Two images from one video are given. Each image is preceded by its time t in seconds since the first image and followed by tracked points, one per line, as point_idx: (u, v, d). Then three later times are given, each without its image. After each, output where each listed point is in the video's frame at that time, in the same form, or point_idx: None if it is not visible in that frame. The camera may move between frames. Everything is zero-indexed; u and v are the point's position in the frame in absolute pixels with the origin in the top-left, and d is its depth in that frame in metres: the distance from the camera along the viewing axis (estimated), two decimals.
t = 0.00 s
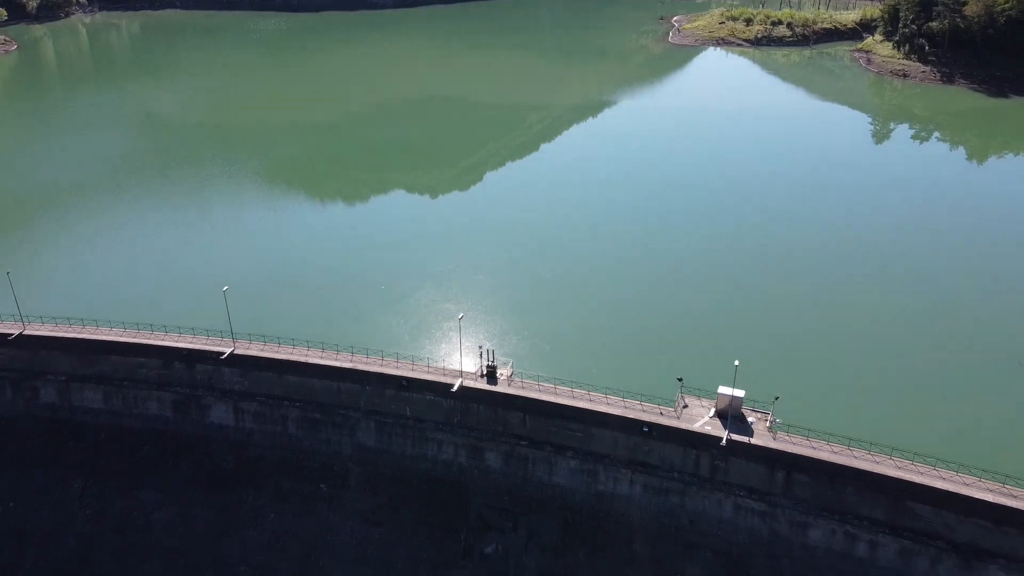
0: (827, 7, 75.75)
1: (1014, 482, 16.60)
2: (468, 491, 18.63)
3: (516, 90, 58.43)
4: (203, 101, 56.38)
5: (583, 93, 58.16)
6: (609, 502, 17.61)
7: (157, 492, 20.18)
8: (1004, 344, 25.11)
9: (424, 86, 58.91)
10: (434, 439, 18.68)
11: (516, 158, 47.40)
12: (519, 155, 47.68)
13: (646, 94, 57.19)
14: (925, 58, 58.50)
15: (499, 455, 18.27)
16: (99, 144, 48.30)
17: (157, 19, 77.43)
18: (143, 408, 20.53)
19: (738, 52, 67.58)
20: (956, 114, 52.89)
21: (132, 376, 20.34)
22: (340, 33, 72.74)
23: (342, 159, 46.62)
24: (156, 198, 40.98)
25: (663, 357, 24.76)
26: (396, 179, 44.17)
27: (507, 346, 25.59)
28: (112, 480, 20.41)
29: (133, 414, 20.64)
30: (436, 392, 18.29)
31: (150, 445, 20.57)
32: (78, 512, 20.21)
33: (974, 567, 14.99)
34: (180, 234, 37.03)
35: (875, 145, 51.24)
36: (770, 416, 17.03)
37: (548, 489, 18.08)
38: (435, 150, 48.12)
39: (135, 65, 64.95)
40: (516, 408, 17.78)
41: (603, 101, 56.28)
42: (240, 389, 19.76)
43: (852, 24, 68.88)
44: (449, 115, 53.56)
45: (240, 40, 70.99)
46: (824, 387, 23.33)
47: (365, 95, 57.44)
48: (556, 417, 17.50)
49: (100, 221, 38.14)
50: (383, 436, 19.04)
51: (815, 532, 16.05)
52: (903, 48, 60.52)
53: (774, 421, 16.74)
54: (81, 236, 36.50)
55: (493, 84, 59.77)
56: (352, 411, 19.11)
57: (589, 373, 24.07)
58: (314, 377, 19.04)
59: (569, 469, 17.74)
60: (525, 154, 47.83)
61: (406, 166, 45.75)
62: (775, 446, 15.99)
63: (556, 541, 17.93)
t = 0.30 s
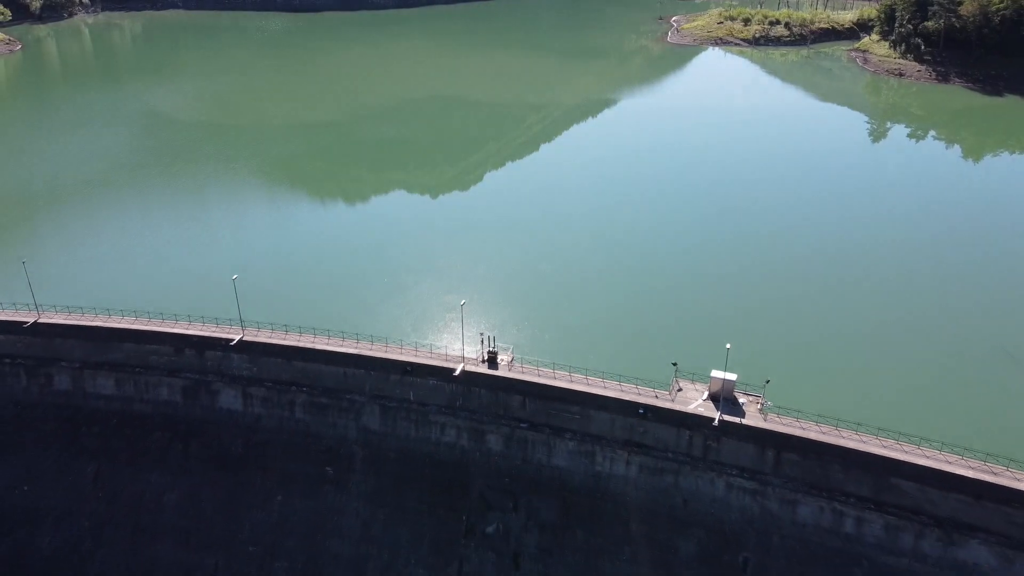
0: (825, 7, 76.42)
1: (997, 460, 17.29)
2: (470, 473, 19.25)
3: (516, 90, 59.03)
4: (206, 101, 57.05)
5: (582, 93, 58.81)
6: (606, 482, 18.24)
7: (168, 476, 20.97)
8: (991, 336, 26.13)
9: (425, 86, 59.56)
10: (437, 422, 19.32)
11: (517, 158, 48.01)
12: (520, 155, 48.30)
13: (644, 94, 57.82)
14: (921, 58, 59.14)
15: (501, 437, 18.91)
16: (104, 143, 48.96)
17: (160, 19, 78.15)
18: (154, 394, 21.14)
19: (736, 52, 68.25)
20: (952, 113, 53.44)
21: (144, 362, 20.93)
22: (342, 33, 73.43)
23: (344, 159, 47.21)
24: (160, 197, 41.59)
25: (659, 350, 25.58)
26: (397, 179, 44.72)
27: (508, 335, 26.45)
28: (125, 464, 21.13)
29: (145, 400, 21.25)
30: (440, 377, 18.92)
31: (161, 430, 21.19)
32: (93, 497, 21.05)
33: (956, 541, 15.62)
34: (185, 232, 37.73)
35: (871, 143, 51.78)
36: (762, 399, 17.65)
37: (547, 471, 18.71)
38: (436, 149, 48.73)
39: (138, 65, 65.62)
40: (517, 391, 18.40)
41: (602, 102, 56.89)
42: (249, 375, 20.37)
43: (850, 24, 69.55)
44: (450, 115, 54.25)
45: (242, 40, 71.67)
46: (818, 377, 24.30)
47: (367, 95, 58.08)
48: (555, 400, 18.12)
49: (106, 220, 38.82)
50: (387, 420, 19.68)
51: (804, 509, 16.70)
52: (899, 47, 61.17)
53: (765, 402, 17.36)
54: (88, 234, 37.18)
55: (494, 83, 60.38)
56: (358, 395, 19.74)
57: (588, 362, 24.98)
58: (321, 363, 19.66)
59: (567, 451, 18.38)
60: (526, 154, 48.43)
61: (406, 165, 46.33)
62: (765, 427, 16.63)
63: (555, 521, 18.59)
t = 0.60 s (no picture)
0: (822, 7, 77.15)
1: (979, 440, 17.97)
2: (471, 456, 19.87)
3: (517, 90, 59.68)
4: (208, 101, 57.67)
5: (581, 93, 59.46)
6: (603, 465, 18.86)
7: (178, 461, 21.59)
8: (976, 327, 27.24)
9: (426, 87, 60.24)
10: (439, 407, 19.92)
11: (518, 158, 48.63)
12: (520, 156, 48.94)
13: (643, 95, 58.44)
14: (916, 58, 59.78)
15: (501, 421, 19.52)
16: (107, 143, 49.59)
17: (162, 20, 78.84)
18: (164, 380, 21.71)
19: (734, 51, 68.94)
20: (947, 112, 53.95)
21: (155, 350, 21.52)
22: (343, 33, 74.16)
23: (346, 159, 47.80)
24: (164, 196, 42.20)
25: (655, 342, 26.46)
26: (397, 179, 45.25)
27: (507, 326, 27.43)
28: (136, 449, 21.77)
29: (155, 386, 21.82)
30: (442, 363, 19.53)
31: (171, 416, 21.79)
32: (106, 481, 21.74)
33: (939, 518, 16.23)
34: (189, 230, 38.39)
35: (869, 143, 52.30)
36: (754, 383, 18.28)
37: (546, 454, 19.33)
38: (438, 150, 49.35)
39: (141, 65, 66.26)
40: (516, 376, 19.01)
41: (601, 102, 57.51)
42: (257, 362, 20.98)
43: (846, 24, 70.26)
44: (451, 115, 54.87)
45: (244, 40, 72.35)
46: (809, 365, 25.32)
47: (369, 96, 58.74)
48: (553, 384, 18.73)
49: (112, 218, 39.50)
50: (391, 405, 20.30)
51: (794, 488, 17.32)
52: (895, 47, 61.84)
53: (756, 386, 17.99)
54: (94, 233, 37.87)
55: (494, 84, 61.02)
56: (363, 381, 20.35)
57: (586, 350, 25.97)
58: (327, 349, 20.27)
59: (565, 435, 19.01)
60: (526, 154, 49.04)
61: (406, 165, 46.89)
62: (755, 409, 17.27)
63: (553, 503, 19.21)
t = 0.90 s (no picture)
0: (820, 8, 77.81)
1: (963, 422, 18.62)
2: (472, 440, 20.47)
3: (517, 91, 60.23)
4: (211, 101, 58.28)
5: (581, 93, 60.04)
6: (600, 448, 19.46)
7: (188, 447, 22.15)
8: (961, 314, 28.31)
9: (427, 87, 60.80)
10: (441, 393, 20.54)
11: (518, 158, 49.17)
12: (519, 156, 49.48)
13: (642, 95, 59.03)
14: (912, 57, 60.37)
15: (501, 407, 20.13)
16: (111, 143, 50.18)
17: (165, 20, 79.51)
18: (174, 368, 22.28)
19: (732, 51, 69.58)
20: (943, 111, 54.41)
21: (165, 339, 22.10)
22: (345, 34, 74.82)
23: (349, 159, 48.34)
24: (168, 195, 42.79)
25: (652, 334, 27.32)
26: (397, 180, 45.74)
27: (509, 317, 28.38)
28: (146, 435, 22.33)
29: (165, 374, 22.38)
30: (445, 350, 20.14)
31: (181, 403, 22.33)
32: (116, 467, 22.33)
33: (924, 497, 16.84)
34: (193, 229, 38.98)
35: (866, 142, 52.89)
36: (747, 368, 18.91)
37: (545, 438, 19.93)
38: (439, 149, 49.90)
39: (144, 65, 66.91)
40: (516, 362, 19.62)
41: (601, 102, 58.08)
42: (264, 350, 21.59)
43: (844, 25, 70.90)
44: (452, 115, 55.43)
45: (246, 41, 72.98)
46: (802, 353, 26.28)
47: (371, 95, 59.31)
48: (552, 370, 19.35)
49: (116, 217, 40.09)
50: (394, 391, 20.91)
51: (784, 470, 17.93)
52: (892, 47, 62.44)
53: (749, 371, 18.61)
54: (99, 231, 38.47)
55: (495, 84, 61.61)
56: (367, 368, 20.96)
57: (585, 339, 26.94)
58: (333, 337, 20.88)
59: (564, 419, 19.62)
60: (526, 154, 49.55)
61: (406, 166, 47.37)
62: (747, 392, 17.88)
63: (552, 485, 19.81)
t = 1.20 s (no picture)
0: (818, 7, 78.37)
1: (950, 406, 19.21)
2: (473, 426, 21.04)
3: (517, 90, 60.78)
4: (213, 100, 58.82)
5: (581, 92, 60.57)
6: (598, 433, 20.02)
7: (196, 434, 22.71)
8: (951, 302, 29.14)
9: (428, 85, 61.37)
10: (443, 380, 21.11)
11: (519, 157, 49.76)
12: (520, 155, 50.03)
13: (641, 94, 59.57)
14: (909, 55, 60.89)
15: (502, 394, 20.70)
16: (115, 141, 50.74)
17: (167, 19, 80.02)
18: (183, 358, 22.84)
19: (730, 50, 70.15)
20: (939, 108, 54.91)
21: (173, 328, 22.66)
22: (346, 33, 75.35)
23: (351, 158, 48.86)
24: (172, 193, 43.37)
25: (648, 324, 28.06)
26: (397, 179, 46.18)
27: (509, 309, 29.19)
28: (155, 423, 22.90)
29: (173, 363, 22.94)
30: (447, 338, 20.69)
31: (189, 392, 22.88)
32: (126, 454, 22.92)
33: (911, 478, 17.42)
34: (196, 227, 39.57)
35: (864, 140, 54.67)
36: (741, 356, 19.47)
37: (544, 424, 20.52)
38: (440, 148, 50.42)
39: (146, 64, 67.46)
40: (516, 350, 20.20)
41: (600, 101, 58.62)
42: (271, 339, 22.16)
43: (841, 24, 71.45)
44: (453, 114, 55.99)
45: (248, 39, 73.52)
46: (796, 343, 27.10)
47: (373, 94, 59.87)
48: (551, 357, 19.93)
49: (121, 215, 40.70)
50: (398, 379, 21.47)
51: (776, 453, 18.51)
52: (889, 45, 62.96)
53: (742, 358, 19.19)
54: (104, 229, 39.08)
55: (496, 83, 62.16)
56: (372, 356, 21.52)
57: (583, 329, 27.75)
58: (338, 326, 21.44)
59: (562, 405, 20.20)
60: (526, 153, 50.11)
61: (405, 165, 47.72)
62: (740, 378, 18.46)
63: (551, 470, 20.39)
